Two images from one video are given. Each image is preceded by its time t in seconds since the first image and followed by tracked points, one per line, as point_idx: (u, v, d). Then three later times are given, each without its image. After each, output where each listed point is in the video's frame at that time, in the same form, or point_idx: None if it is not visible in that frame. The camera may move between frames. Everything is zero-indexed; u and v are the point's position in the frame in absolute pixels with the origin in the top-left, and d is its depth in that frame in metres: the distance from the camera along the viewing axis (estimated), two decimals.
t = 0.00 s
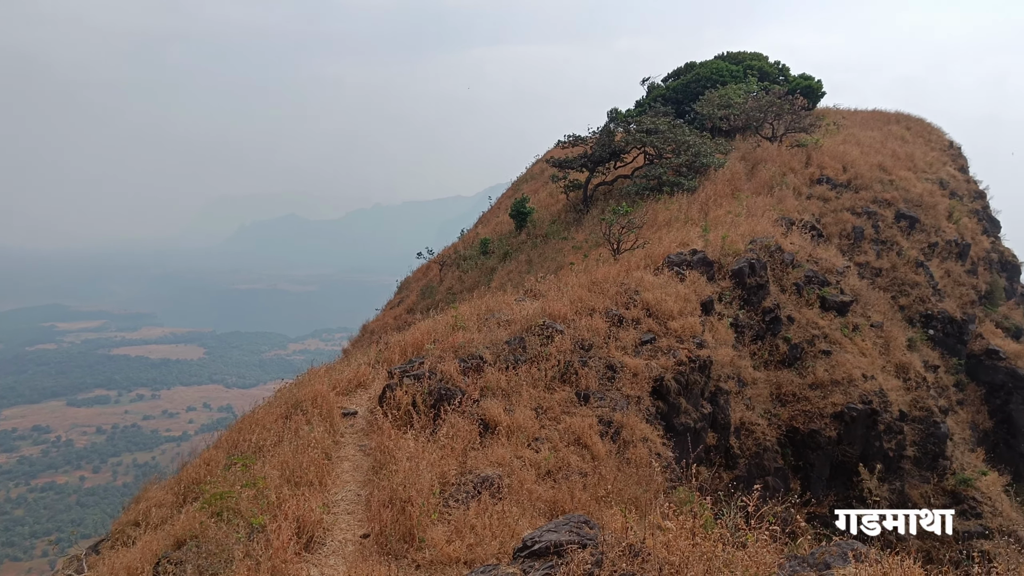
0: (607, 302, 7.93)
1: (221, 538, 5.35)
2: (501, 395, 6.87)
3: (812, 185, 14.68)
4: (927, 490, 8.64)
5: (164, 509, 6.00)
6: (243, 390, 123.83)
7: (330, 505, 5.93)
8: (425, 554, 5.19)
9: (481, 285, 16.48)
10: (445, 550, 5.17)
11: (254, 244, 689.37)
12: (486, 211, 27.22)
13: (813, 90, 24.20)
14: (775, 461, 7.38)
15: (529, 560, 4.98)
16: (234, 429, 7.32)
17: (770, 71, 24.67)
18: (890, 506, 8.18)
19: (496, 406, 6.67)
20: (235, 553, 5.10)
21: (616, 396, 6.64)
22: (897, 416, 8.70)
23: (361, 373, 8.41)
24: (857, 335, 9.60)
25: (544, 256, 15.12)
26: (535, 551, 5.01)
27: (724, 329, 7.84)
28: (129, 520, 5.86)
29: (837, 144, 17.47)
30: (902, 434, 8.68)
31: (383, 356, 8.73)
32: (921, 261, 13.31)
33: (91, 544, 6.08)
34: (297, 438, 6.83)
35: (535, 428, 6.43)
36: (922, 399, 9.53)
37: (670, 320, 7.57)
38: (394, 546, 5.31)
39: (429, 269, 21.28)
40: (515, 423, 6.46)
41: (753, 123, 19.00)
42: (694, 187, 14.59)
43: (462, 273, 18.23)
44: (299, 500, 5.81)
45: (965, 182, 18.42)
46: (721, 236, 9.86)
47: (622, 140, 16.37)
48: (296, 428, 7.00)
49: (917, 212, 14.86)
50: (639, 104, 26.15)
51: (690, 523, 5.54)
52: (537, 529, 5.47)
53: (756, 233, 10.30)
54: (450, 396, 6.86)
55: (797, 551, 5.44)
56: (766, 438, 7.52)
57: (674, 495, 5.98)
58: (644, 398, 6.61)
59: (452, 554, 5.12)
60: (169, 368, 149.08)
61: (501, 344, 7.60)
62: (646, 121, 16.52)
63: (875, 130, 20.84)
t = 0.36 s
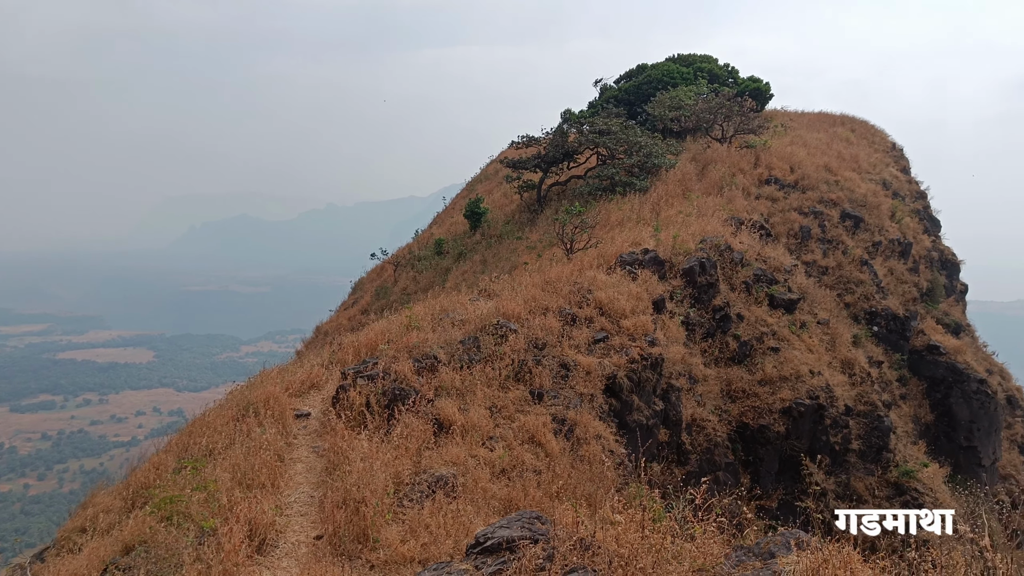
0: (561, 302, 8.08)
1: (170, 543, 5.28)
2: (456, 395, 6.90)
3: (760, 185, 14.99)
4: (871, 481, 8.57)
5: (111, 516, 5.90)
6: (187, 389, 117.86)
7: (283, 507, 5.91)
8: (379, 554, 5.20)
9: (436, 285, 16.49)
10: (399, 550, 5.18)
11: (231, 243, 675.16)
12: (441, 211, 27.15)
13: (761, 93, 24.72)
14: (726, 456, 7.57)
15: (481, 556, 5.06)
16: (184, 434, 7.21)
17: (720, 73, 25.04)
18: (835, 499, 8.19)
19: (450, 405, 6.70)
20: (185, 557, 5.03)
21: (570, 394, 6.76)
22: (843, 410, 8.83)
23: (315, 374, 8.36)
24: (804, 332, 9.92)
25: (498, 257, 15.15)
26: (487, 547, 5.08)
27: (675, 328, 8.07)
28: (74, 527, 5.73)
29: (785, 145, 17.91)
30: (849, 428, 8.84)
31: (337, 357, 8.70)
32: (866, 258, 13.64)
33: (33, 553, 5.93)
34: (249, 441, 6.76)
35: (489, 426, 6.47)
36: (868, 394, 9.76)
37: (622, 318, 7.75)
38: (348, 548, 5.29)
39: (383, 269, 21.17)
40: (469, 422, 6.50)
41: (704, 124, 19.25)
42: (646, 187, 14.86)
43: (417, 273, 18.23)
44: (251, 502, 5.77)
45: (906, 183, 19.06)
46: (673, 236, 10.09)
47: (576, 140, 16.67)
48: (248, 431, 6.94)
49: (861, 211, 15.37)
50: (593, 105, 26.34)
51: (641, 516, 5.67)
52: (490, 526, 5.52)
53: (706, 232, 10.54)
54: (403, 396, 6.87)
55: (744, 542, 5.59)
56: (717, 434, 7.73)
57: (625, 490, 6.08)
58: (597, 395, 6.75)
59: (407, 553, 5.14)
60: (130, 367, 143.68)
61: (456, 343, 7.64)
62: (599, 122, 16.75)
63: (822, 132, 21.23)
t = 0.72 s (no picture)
0: (520, 301, 8.17)
1: (124, 548, 5.19)
2: (414, 394, 6.92)
3: (715, 184, 15.45)
4: (824, 475, 8.95)
5: (62, 524, 5.78)
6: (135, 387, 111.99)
7: (241, 510, 5.86)
8: (338, 555, 5.16)
9: (395, 285, 16.57)
10: (358, 549, 5.16)
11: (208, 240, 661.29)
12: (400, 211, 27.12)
13: (716, 93, 25.13)
14: (684, 452, 7.75)
15: (439, 554, 5.09)
16: (139, 439, 7.11)
17: (676, 74, 25.42)
18: (792, 492, 8.57)
19: (410, 405, 6.71)
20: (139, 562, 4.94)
21: (529, 392, 6.84)
22: (797, 404, 9.09)
23: (272, 376, 8.34)
24: (760, 329, 10.08)
25: (457, 256, 15.20)
26: (445, 545, 5.11)
27: (633, 325, 8.22)
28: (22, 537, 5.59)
29: (739, 145, 18.24)
30: (803, 422, 9.09)
31: (295, 359, 8.69)
32: (818, 256, 14.24)
33: None
34: (206, 444, 6.68)
35: (448, 425, 6.51)
36: (821, 388, 10.02)
37: (581, 316, 7.89)
38: (307, 549, 5.24)
39: (341, 270, 21.15)
40: (427, 421, 6.52)
41: (660, 124, 19.60)
42: (604, 186, 14.99)
43: (376, 273, 18.29)
44: (207, 506, 5.72)
45: (857, 182, 19.45)
46: (631, 235, 10.27)
47: (535, 140, 16.61)
48: (204, 433, 6.87)
49: (813, 209, 15.74)
50: (551, 104, 26.44)
51: (597, 510, 5.74)
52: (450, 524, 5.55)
53: (663, 231, 10.76)
54: (362, 397, 6.86)
55: (697, 533, 5.72)
56: (675, 430, 7.90)
57: (583, 486, 6.15)
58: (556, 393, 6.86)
59: (366, 554, 5.11)
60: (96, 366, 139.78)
61: (414, 343, 7.67)
62: (557, 122, 16.84)
63: (776, 132, 21.64)
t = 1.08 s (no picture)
0: (474, 299, 8.28)
1: (70, 556, 5.07)
2: (368, 394, 6.94)
3: (666, 182, 15.80)
4: (776, 467, 9.46)
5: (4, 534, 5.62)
6: (88, 388, 108.86)
7: (192, 514, 5.79)
8: (291, 557, 5.12)
9: (348, 285, 16.62)
10: (312, 551, 5.11)
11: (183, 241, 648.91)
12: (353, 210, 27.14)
13: (668, 91, 25.60)
14: (637, 447, 8.09)
15: (392, 551, 5.10)
16: (86, 445, 7.00)
17: (627, 73, 26.04)
18: (745, 485, 9.12)
19: (364, 405, 6.72)
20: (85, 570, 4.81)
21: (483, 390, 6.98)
22: (747, 398, 9.71)
23: (223, 377, 8.29)
24: (711, 324, 10.64)
25: (412, 255, 15.31)
26: (398, 542, 5.12)
27: (586, 322, 8.50)
28: None
29: (689, 143, 18.68)
30: (753, 416, 9.64)
31: (247, 359, 8.65)
32: (768, 252, 14.62)
33: None
34: (156, 448, 6.59)
35: (403, 424, 6.54)
36: (771, 382, 10.55)
37: (535, 314, 8.14)
38: (259, 551, 5.18)
39: (294, 270, 21.13)
40: (382, 421, 6.54)
41: (612, 122, 19.87)
42: (557, 184, 15.09)
43: (329, 273, 18.32)
44: (156, 511, 5.62)
45: (804, 179, 19.82)
46: (583, 232, 10.43)
47: (488, 138, 16.87)
48: (154, 437, 6.79)
49: (762, 206, 16.24)
50: (504, 103, 26.58)
51: (549, 504, 5.81)
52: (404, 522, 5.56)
53: (615, 227, 11.01)
54: (315, 397, 6.85)
55: (647, 525, 5.89)
56: (629, 425, 8.24)
57: (536, 481, 6.23)
58: (511, 390, 7.04)
59: (319, 554, 5.06)
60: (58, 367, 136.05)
61: (368, 342, 7.70)
62: (510, 121, 17.05)
63: (725, 130, 22.23)
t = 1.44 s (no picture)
0: (426, 298, 8.51)
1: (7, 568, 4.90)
2: (320, 396, 6.96)
3: (616, 181, 16.17)
4: (724, 461, 10.09)
5: None
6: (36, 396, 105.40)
7: (138, 522, 5.69)
8: (242, 561, 5.06)
9: (298, 286, 16.59)
10: (263, 554, 5.06)
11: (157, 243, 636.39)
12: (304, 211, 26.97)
13: (617, 92, 26.11)
14: (589, 443, 8.45)
15: (342, 552, 5.09)
16: (26, 453, 6.85)
17: (576, 73, 26.68)
18: (694, 478, 9.53)
19: (315, 406, 6.73)
20: None
21: (436, 389, 7.12)
22: (697, 394, 10.13)
23: (170, 381, 8.20)
24: (660, 321, 11.13)
25: (364, 255, 15.33)
26: (348, 542, 5.12)
27: (538, 321, 8.89)
28: None
29: (638, 142, 19.20)
30: (702, 411, 10.21)
31: (195, 363, 8.58)
32: (715, 249, 15.13)
33: None
34: (101, 456, 6.47)
35: (355, 426, 6.58)
36: (719, 377, 11.13)
37: (487, 313, 8.44)
38: (208, 556, 5.11)
39: (242, 272, 21.01)
40: (333, 422, 6.57)
41: (562, 122, 20.19)
42: (508, 183, 15.47)
43: (279, 275, 18.21)
44: (101, 519, 5.50)
45: (750, 178, 21.04)
46: (534, 231, 10.91)
47: (439, 138, 17.02)
48: (99, 444, 6.69)
49: (710, 204, 16.90)
50: (455, 103, 26.54)
51: (499, 501, 5.83)
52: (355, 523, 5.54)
53: (566, 227, 11.54)
54: (265, 399, 6.83)
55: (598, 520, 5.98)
56: (582, 422, 8.60)
57: (488, 479, 6.29)
58: (463, 389, 7.18)
59: (271, 558, 5.01)
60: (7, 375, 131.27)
61: (319, 344, 7.73)
62: (461, 120, 17.23)
63: (673, 130, 22.90)
